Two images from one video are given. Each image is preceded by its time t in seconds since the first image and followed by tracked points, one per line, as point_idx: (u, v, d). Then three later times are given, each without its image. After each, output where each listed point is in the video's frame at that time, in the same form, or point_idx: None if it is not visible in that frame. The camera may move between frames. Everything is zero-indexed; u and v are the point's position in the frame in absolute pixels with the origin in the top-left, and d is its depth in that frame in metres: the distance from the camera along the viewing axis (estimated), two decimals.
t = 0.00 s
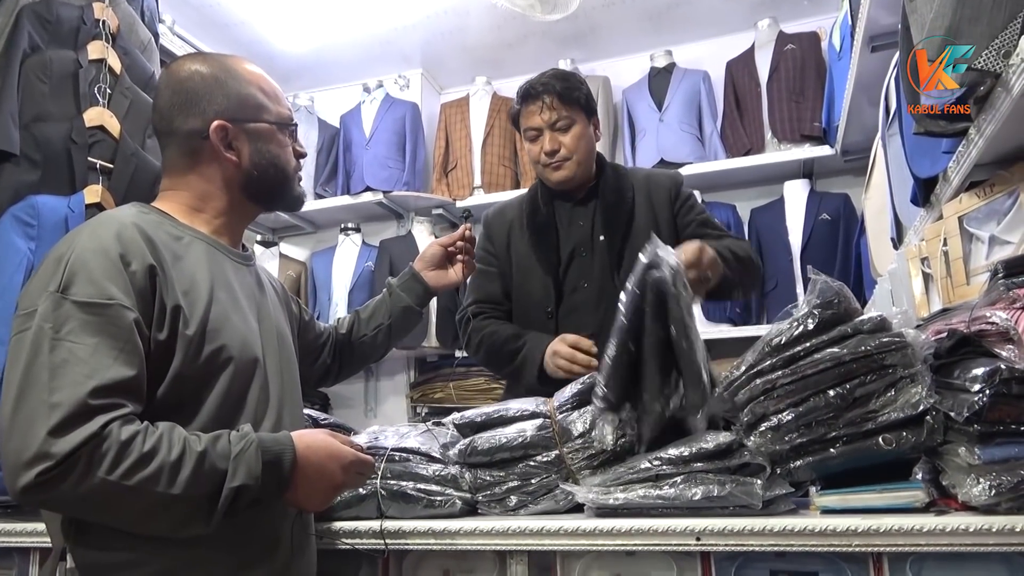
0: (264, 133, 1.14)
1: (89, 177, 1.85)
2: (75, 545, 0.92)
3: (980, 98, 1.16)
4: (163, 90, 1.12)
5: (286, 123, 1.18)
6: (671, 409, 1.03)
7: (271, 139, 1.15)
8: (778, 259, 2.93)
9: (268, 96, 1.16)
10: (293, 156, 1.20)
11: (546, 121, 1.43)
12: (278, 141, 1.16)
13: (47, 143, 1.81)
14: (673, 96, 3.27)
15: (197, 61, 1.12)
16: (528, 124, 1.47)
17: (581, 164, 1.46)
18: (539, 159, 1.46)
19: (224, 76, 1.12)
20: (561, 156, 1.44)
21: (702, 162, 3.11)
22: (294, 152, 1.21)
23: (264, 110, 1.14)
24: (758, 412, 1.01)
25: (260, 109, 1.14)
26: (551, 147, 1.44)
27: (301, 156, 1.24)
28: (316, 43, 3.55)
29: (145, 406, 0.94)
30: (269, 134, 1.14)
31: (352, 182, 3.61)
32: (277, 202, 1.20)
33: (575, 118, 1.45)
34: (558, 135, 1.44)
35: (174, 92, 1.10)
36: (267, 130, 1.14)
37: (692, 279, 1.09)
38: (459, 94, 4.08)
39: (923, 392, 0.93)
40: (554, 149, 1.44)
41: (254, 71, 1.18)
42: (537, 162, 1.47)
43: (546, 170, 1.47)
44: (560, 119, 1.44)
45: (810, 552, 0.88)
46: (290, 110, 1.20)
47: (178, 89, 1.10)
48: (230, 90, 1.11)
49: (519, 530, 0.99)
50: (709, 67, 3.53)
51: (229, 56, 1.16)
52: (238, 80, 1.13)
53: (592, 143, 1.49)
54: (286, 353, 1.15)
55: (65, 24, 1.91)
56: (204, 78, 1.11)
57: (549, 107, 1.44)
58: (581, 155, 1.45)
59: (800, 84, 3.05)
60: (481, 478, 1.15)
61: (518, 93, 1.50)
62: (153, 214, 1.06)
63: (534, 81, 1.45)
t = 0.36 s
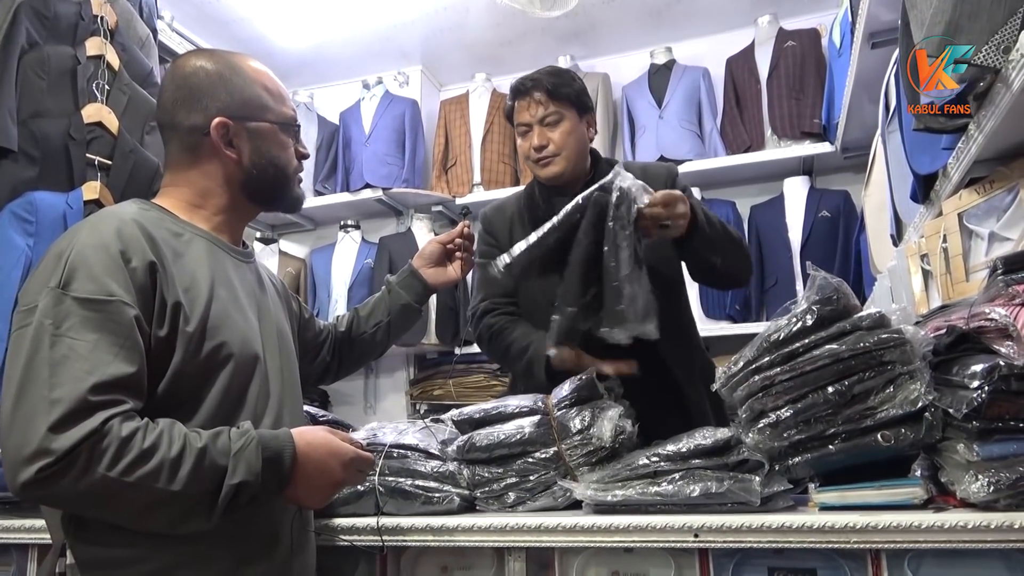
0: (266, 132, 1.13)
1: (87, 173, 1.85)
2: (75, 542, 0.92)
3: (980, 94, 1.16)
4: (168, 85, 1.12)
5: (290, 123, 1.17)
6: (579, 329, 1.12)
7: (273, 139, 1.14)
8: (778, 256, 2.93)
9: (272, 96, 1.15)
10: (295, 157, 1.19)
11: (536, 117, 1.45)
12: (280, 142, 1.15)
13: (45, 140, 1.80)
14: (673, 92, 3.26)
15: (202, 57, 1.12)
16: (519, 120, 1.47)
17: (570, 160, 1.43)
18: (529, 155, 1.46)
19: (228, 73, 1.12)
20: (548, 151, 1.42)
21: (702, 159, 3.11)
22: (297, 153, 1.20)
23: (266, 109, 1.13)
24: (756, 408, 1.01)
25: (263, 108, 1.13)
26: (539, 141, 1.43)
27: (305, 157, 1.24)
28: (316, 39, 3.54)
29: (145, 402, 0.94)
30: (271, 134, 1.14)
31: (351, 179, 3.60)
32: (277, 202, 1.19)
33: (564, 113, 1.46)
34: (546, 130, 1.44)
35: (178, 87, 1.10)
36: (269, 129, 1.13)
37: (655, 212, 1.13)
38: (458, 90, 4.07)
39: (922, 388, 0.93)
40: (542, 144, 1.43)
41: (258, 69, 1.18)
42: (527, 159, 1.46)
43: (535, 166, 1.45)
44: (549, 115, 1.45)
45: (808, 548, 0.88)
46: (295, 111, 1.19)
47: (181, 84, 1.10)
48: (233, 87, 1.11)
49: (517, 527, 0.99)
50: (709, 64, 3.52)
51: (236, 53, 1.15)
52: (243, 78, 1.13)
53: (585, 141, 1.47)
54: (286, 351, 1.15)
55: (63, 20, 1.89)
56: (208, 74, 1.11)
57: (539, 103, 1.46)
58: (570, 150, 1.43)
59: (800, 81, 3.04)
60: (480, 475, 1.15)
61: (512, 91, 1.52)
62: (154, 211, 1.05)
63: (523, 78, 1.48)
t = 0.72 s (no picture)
0: (271, 134, 1.12)
1: (86, 169, 1.84)
2: (73, 538, 0.92)
3: (981, 89, 1.16)
4: (180, 78, 1.12)
5: (299, 130, 1.16)
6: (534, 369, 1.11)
7: (277, 142, 1.13)
8: (778, 253, 2.92)
9: (283, 100, 1.14)
10: (298, 163, 1.18)
11: (539, 105, 1.46)
12: (286, 148, 1.14)
13: (43, 135, 1.79)
14: (673, 89, 3.25)
15: (216, 53, 1.12)
16: (523, 108, 1.49)
17: (572, 151, 1.44)
18: (531, 143, 1.47)
19: (242, 72, 1.12)
20: (551, 139, 1.44)
21: (702, 155, 3.11)
22: (301, 159, 1.19)
23: (272, 111, 1.12)
24: (756, 405, 1.00)
25: (271, 111, 1.12)
26: (541, 129, 1.44)
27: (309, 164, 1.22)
28: (315, 35, 3.53)
29: (143, 398, 0.94)
30: (275, 137, 1.13)
31: (351, 175, 3.60)
32: (276, 206, 1.18)
33: (568, 102, 1.46)
34: (549, 119, 1.46)
35: (190, 81, 1.10)
36: (274, 132, 1.12)
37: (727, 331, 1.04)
38: (458, 86, 4.07)
39: (921, 384, 0.93)
40: (545, 132, 1.44)
41: (271, 70, 1.17)
42: (529, 147, 1.47)
43: (537, 156, 1.46)
44: (553, 104, 1.46)
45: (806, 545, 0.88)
46: (305, 116, 1.18)
47: (193, 79, 1.10)
48: (243, 86, 1.10)
49: (515, 523, 0.99)
50: (709, 60, 3.51)
51: (251, 53, 1.15)
52: (255, 79, 1.12)
53: (587, 132, 1.48)
54: (285, 348, 1.14)
55: (61, 16, 1.88)
56: (221, 71, 1.11)
57: (545, 92, 1.47)
58: (572, 140, 1.44)
59: (801, 77, 3.04)
60: (479, 471, 1.15)
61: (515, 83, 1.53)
62: (154, 207, 1.05)
63: (531, 65, 1.49)
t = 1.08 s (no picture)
0: (274, 133, 1.12)
1: (86, 166, 1.84)
2: (72, 534, 0.92)
3: (982, 86, 1.16)
4: (184, 75, 1.12)
5: (302, 129, 1.16)
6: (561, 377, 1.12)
7: (280, 141, 1.13)
8: (779, 250, 2.92)
9: (288, 99, 1.14)
10: (301, 162, 1.17)
11: (534, 103, 1.46)
12: (289, 148, 1.14)
13: (44, 131, 1.79)
14: (673, 85, 3.25)
15: (221, 50, 1.12)
16: (518, 105, 1.48)
17: (566, 150, 1.45)
18: (526, 142, 1.47)
19: (247, 70, 1.12)
20: (545, 139, 1.44)
21: (702, 152, 3.10)
22: (303, 159, 1.18)
23: (276, 110, 1.12)
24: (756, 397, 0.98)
25: (275, 109, 1.12)
26: (536, 129, 1.44)
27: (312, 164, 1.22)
28: (315, 31, 3.52)
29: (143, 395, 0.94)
30: (279, 136, 1.12)
31: (352, 172, 3.60)
32: (276, 204, 1.18)
33: (563, 100, 1.46)
34: (543, 117, 1.46)
35: (194, 77, 1.10)
36: (277, 131, 1.12)
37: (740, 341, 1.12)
38: (458, 83, 4.06)
39: (924, 382, 0.93)
40: (539, 132, 1.44)
41: (276, 68, 1.17)
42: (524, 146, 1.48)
43: (532, 155, 1.47)
44: (548, 102, 1.45)
45: (805, 541, 0.88)
46: (309, 116, 1.18)
47: (198, 74, 1.10)
48: (248, 83, 1.10)
49: (515, 519, 0.99)
50: (710, 57, 3.51)
51: (256, 50, 1.15)
52: (259, 77, 1.12)
53: (582, 130, 1.48)
54: (284, 345, 1.15)
55: (61, 11, 1.88)
56: (226, 67, 1.11)
57: (541, 89, 1.46)
58: (567, 139, 1.44)
59: (802, 74, 3.03)
60: (478, 467, 1.16)
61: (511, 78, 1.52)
62: (155, 203, 1.05)
63: (526, 62, 1.48)
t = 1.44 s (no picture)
0: (275, 132, 1.12)
1: (86, 164, 1.84)
2: (73, 531, 0.92)
3: (982, 83, 1.15)
4: (187, 75, 1.12)
5: (303, 129, 1.16)
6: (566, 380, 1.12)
7: (281, 140, 1.13)
8: (779, 247, 2.93)
9: (289, 99, 1.14)
10: (301, 162, 1.17)
11: (533, 98, 1.46)
12: (290, 148, 1.14)
13: (44, 130, 1.79)
14: (673, 83, 3.24)
15: (224, 50, 1.12)
16: (517, 101, 1.48)
17: (568, 142, 1.45)
18: (527, 137, 1.47)
19: (249, 69, 1.12)
20: (546, 132, 1.44)
21: (702, 149, 3.10)
22: (304, 159, 1.18)
23: (277, 110, 1.12)
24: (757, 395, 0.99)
25: (276, 108, 1.12)
26: (536, 122, 1.44)
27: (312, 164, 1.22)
28: (315, 29, 3.52)
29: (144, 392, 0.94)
30: (280, 135, 1.12)
31: (352, 170, 3.60)
32: (277, 204, 1.18)
33: (562, 92, 1.46)
34: (543, 111, 1.46)
35: (196, 77, 1.10)
36: (278, 130, 1.12)
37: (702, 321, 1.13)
38: (458, 81, 4.06)
39: (924, 379, 0.93)
40: (539, 125, 1.44)
41: (278, 68, 1.17)
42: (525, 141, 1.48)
43: (535, 150, 1.47)
44: (547, 95, 1.45)
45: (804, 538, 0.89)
46: (310, 117, 1.18)
47: (200, 74, 1.10)
48: (250, 83, 1.10)
49: (515, 516, 0.99)
50: (710, 54, 3.50)
51: (257, 50, 1.15)
52: (261, 76, 1.12)
53: (583, 122, 1.48)
54: (284, 343, 1.15)
55: (61, 10, 1.88)
56: (229, 67, 1.11)
57: (539, 83, 1.46)
58: (568, 131, 1.44)
59: (802, 71, 3.03)
60: (479, 465, 1.16)
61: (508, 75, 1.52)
62: (156, 202, 1.05)
63: (521, 60, 1.48)
